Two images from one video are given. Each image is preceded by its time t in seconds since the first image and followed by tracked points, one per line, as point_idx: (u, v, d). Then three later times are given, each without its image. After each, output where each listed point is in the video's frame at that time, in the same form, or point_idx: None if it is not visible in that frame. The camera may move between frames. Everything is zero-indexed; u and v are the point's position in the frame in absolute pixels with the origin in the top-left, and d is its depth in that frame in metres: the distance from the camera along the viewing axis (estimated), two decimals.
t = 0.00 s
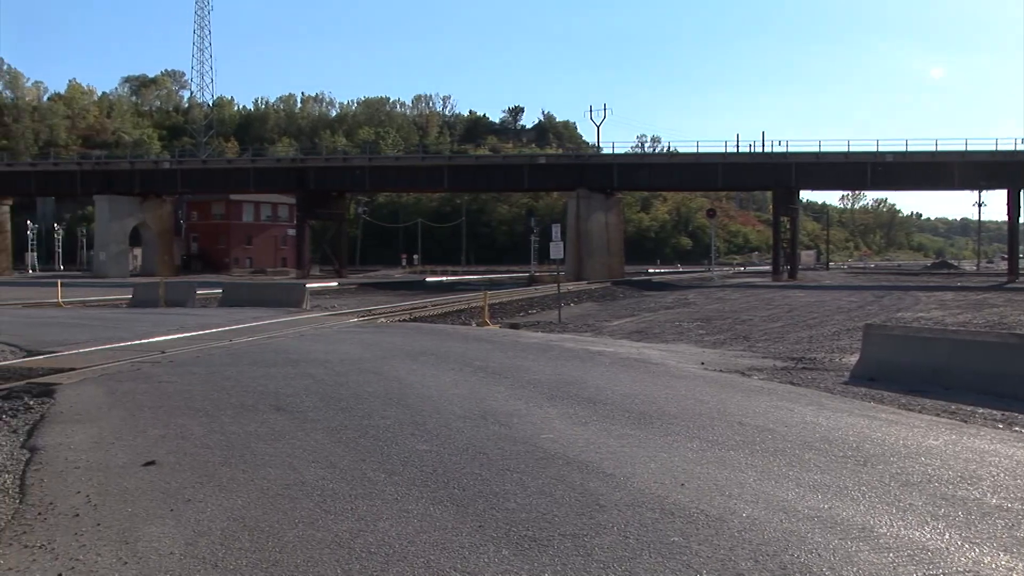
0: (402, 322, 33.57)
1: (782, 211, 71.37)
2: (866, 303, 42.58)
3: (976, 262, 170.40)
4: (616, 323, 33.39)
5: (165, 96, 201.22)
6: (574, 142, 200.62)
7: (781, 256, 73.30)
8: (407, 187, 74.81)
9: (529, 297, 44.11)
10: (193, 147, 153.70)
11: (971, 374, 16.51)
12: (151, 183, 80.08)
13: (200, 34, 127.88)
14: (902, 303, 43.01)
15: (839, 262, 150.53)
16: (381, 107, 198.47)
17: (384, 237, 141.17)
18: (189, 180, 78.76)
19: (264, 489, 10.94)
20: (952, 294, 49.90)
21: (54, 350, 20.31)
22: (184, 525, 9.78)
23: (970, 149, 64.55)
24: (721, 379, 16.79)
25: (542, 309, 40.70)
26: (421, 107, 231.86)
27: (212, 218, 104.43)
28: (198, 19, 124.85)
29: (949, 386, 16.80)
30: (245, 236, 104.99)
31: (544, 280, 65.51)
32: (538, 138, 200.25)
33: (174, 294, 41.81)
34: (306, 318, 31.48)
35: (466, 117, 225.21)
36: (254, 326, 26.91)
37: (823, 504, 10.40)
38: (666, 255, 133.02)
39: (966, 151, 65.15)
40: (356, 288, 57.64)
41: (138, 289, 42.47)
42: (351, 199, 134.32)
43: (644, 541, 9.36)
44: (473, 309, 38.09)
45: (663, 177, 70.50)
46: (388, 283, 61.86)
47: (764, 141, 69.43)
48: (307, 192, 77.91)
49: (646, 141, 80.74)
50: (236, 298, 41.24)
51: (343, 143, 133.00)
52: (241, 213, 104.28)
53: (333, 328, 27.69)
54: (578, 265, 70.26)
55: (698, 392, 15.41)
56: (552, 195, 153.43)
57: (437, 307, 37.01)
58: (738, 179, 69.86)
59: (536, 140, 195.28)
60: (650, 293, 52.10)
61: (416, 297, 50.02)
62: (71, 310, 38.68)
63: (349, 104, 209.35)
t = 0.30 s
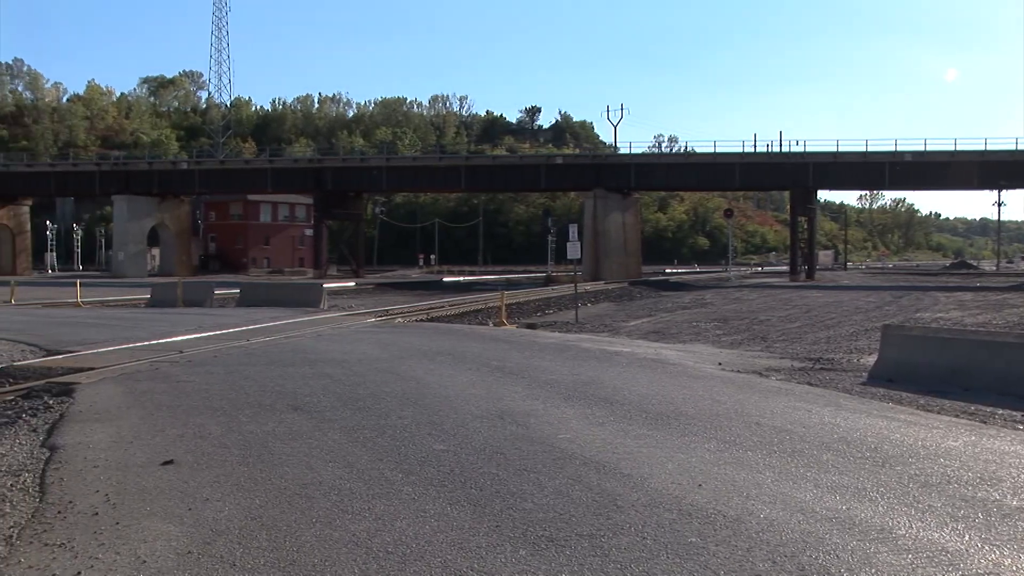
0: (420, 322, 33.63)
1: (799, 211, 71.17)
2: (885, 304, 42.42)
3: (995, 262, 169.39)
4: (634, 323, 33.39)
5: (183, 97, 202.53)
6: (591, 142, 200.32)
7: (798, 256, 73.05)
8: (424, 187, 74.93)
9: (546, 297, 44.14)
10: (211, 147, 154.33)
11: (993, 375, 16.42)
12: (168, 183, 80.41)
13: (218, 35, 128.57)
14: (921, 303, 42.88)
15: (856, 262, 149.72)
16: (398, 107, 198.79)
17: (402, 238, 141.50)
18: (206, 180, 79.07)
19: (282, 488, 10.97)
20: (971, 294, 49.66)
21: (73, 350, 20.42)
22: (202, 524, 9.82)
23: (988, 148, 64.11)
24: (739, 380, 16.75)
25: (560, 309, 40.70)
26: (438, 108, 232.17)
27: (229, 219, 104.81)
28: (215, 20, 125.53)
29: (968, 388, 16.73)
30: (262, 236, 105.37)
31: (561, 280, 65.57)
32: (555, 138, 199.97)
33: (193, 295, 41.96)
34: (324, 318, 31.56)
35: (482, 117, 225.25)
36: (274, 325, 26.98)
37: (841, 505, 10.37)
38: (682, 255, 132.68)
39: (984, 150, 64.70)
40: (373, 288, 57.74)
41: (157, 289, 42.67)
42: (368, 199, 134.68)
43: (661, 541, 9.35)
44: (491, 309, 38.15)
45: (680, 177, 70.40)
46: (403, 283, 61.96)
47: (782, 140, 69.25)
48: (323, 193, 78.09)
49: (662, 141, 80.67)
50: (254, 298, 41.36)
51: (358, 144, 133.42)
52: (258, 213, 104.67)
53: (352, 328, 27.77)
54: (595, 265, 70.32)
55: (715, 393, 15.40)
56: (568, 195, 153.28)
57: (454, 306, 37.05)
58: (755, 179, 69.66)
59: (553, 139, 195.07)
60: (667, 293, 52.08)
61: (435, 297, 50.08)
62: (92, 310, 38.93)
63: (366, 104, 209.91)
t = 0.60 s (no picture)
0: (433, 322, 33.67)
1: (814, 211, 71.00)
2: (900, 304, 42.27)
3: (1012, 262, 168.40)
4: (648, 323, 33.37)
5: (198, 98, 203.48)
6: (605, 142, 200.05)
7: (813, 256, 72.87)
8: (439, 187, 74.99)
9: (559, 297, 44.15)
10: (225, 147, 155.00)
11: (1009, 375, 16.34)
12: (182, 183, 80.72)
13: (232, 36, 129.10)
14: (937, 304, 42.67)
15: (870, 261, 149.06)
16: (411, 107, 199.02)
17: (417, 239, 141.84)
18: (220, 180, 79.33)
19: (296, 487, 11.01)
20: (986, 295, 49.44)
21: (88, 349, 20.49)
22: (217, 524, 9.85)
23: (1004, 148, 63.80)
24: (753, 380, 16.71)
25: (574, 309, 40.69)
26: (451, 108, 232.35)
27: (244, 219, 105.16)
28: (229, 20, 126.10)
29: (983, 388, 16.67)
30: (277, 236, 105.66)
31: (574, 280, 65.56)
32: (569, 138, 199.77)
33: (207, 295, 42.09)
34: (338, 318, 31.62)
35: (495, 117, 225.30)
36: (288, 326, 27.01)
37: (857, 507, 10.34)
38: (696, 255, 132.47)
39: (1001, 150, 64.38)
40: (387, 288, 57.84)
41: (172, 289, 42.82)
42: (382, 199, 134.96)
43: (675, 542, 9.35)
44: (505, 309, 38.19)
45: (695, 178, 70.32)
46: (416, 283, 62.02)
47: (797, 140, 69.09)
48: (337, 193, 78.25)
49: (675, 140, 80.54)
50: (269, 298, 41.47)
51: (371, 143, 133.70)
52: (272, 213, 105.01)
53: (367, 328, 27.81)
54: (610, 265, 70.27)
55: (729, 393, 15.39)
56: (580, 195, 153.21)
57: (468, 307, 37.09)
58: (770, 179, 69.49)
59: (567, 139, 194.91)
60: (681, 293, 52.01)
61: (449, 297, 50.13)
62: (108, 310, 39.12)
63: (379, 105, 210.37)
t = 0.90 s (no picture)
0: (449, 321, 33.72)
1: (830, 211, 70.76)
2: (918, 304, 42.09)
3: None
4: (663, 323, 33.35)
5: (214, 98, 204.52)
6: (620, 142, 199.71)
7: (830, 256, 72.60)
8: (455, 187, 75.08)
9: (574, 297, 44.18)
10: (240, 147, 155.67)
11: None
12: (196, 184, 81.03)
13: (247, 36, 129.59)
14: (956, 305, 42.42)
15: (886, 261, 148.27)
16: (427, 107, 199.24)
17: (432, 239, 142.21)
18: (236, 180, 79.61)
19: (311, 487, 11.04)
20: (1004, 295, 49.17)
21: (105, 349, 20.58)
22: (232, 523, 9.88)
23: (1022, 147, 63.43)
24: (769, 381, 16.67)
25: (589, 309, 40.70)
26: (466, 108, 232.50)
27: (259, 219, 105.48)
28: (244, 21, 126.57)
29: (1001, 389, 16.63)
30: (292, 236, 105.91)
31: (590, 280, 65.55)
32: (584, 138, 199.49)
33: (222, 295, 42.22)
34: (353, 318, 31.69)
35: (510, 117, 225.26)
36: (303, 326, 27.07)
37: (873, 508, 10.30)
38: (712, 255, 132.20)
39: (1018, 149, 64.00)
40: (403, 288, 57.98)
41: (188, 290, 42.99)
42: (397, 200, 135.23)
43: (691, 542, 9.33)
44: (519, 309, 38.24)
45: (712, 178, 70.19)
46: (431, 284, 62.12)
47: (813, 140, 68.88)
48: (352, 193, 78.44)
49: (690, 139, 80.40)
50: (285, 298, 41.55)
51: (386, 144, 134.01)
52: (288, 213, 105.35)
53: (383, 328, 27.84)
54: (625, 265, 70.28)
55: (745, 394, 15.37)
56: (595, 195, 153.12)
57: (483, 307, 37.11)
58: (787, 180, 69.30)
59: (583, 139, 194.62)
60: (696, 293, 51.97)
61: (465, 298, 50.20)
62: (125, 310, 39.33)
63: (394, 104, 210.88)
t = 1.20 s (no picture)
0: (466, 322, 33.76)
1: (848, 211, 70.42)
2: (938, 305, 41.85)
3: None
4: (681, 324, 33.30)
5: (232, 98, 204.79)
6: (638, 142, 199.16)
7: (848, 256, 72.24)
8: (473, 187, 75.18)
9: (592, 297, 44.14)
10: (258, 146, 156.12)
11: None
12: (214, 184, 81.40)
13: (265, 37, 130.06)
14: (977, 305, 42.13)
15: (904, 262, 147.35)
16: (445, 107, 199.33)
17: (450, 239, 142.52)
18: (254, 181, 79.93)
19: (329, 485, 11.08)
20: None
21: (124, 349, 20.69)
22: (250, 522, 9.92)
23: None
24: (787, 381, 16.63)
25: (606, 309, 40.66)
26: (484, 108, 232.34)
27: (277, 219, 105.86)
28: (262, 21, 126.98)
29: (1022, 390, 16.55)
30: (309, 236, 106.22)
31: (607, 280, 65.48)
32: (602, 139, 199.14)
33: (241, 295, 42.33)
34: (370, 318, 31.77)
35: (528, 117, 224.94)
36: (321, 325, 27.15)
37: (893, 509, 10.25)
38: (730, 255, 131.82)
39: None
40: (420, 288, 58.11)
41: (207, 290, 43.13)
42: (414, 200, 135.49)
43: (708, 544, 9.30)
44: (536, 309, 38.23)
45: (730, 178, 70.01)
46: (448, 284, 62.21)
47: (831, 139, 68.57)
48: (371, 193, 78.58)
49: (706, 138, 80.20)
50: (302, 298, 41.63)
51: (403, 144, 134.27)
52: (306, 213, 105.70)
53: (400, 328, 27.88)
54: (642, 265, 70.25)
55: (763, 394, 15.32)
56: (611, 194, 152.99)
57: (500, 307, 37.14)
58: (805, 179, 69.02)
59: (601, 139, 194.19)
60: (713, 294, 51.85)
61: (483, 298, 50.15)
62: (145, 309, 39.51)
63: (412, 104, 210.99)
